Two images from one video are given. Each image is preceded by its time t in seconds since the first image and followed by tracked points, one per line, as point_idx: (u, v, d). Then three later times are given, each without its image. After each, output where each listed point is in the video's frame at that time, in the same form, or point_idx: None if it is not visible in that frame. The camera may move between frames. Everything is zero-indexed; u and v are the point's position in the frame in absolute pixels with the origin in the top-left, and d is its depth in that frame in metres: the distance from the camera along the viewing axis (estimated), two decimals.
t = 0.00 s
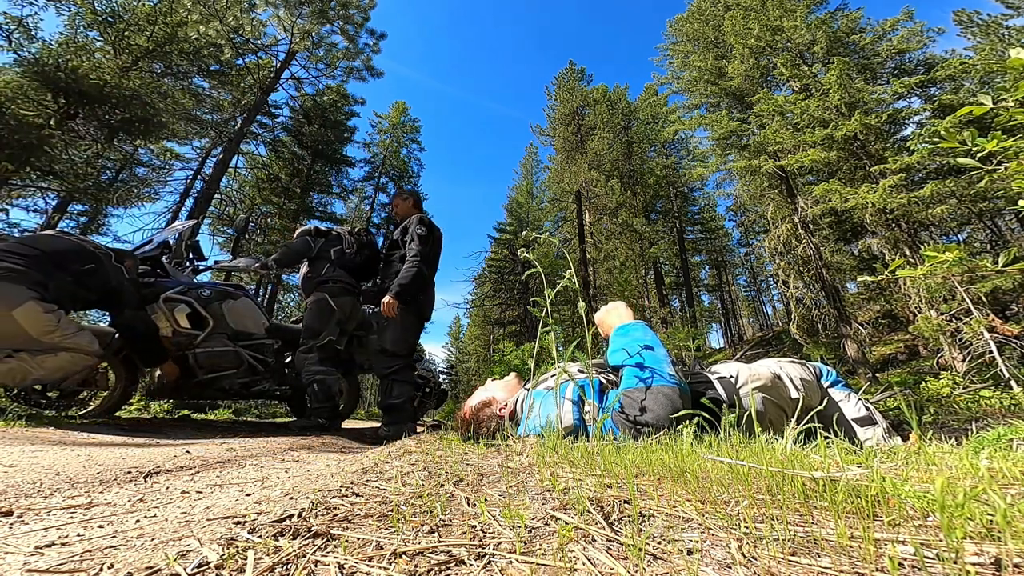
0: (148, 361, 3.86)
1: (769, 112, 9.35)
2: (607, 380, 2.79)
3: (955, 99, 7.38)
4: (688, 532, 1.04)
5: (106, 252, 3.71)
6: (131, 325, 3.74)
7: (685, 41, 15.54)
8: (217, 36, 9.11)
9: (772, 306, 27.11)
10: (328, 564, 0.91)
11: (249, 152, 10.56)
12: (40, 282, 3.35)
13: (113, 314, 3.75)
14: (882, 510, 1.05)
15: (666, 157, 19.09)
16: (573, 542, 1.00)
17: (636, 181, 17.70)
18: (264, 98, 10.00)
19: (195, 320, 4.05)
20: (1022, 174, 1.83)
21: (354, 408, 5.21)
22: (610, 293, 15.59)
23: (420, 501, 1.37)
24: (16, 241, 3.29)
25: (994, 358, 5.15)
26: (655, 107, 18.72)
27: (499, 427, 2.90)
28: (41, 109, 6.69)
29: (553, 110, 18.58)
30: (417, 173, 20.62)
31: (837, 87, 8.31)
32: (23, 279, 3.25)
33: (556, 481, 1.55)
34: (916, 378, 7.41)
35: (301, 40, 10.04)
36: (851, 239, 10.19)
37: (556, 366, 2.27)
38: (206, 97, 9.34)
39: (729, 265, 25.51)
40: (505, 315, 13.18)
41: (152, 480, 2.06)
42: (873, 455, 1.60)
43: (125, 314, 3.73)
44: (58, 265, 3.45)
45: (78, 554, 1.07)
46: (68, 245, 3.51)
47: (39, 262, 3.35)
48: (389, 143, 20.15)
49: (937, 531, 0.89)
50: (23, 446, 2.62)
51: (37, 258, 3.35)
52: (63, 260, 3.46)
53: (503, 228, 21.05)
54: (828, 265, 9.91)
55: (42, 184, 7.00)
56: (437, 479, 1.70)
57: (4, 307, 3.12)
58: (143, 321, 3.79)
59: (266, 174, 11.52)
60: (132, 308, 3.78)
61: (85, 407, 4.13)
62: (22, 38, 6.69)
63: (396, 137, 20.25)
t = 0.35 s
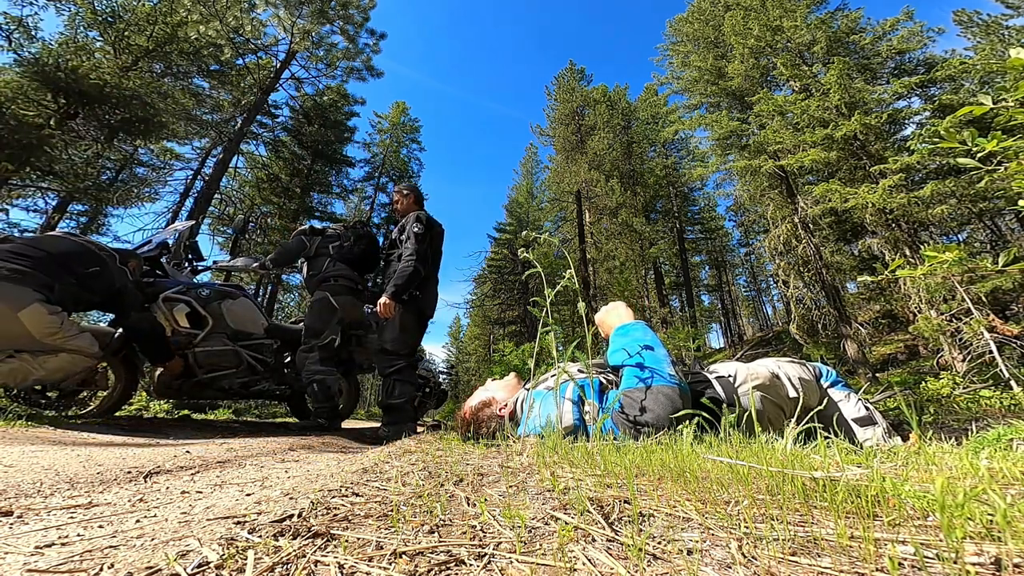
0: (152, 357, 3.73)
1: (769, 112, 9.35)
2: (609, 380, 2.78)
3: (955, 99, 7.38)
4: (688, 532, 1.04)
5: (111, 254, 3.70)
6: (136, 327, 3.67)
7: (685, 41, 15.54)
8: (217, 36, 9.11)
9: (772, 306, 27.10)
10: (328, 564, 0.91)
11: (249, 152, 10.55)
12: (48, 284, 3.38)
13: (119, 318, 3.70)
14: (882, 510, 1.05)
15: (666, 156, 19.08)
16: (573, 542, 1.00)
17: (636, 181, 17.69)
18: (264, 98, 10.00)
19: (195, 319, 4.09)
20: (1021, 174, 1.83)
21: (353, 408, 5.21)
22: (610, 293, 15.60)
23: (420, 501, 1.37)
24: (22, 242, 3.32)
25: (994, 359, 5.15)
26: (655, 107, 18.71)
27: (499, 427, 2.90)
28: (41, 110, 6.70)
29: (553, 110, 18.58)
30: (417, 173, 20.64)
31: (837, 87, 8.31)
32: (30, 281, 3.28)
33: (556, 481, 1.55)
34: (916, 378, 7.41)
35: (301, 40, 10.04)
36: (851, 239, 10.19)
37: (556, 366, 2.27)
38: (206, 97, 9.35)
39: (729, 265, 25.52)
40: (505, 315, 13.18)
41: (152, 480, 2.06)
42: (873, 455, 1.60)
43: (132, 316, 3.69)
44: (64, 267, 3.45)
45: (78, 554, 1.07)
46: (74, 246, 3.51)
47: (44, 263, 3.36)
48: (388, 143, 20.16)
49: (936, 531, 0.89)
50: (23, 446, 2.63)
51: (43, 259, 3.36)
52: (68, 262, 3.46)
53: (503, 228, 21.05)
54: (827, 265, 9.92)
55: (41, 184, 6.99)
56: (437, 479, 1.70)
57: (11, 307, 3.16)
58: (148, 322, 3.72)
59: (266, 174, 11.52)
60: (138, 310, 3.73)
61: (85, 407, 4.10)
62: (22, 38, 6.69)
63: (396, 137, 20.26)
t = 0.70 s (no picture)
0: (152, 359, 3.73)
1: (769, 112, 9.37)
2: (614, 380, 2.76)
3: (955, 99, 7.37)
4: (688, 532, 1.04)
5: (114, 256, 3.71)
6: (136, 330, 3.66)
7: (685, 41, 15.53)
8: (217, 36, 9.12)
9: (772, 306, 27.11)
10: (328, 565, 0.91)
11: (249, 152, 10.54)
12: (49, 286, 3.38)
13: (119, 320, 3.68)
14: (882, 510, 1.05)
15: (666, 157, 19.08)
16: (573, 542, 1.00)
17: (636, 181, 17.67)
18: (264, 98, 9.99)
19: (194, 319, 4.08)
20: (1022, 174, 1.83)
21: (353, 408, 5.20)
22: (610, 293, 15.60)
23: (420, 501, 1.37)
24: (25, 244, 3.35)
25: (994, 359, 5.15)
26: (655, 107, 18.70)
27: (499, 427, 2.90)
28: (41, 110, 6.70)
29: (553, 110, 18.58)
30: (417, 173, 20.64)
31: (837, 86, 8.31)
32: (31, 282, 3.29)
33: (556, 481, 1.55)
34: (916, 378, 7.41)
35: (301, 40, 10.04)
36: (851, 240, 10.19)
37: (556, 366, 2.27)
38: (206, 97, 9.36)
39: (729, 265, 25.52)
40: (505, 315, 13.18)
41: (151, 480, 2.06)
42: (873, 455, 1.60)
43: (132, 319, 3.67)
44: (65, 269, 3.47)
45: (78, 554, 1.06)
46: (76, 248, 3.52)
47: (46, 265, 3.38)
48: (388, 143, 20.15)
49: (937, 531, 0.89)
50: (23, 446, 2.62)
51: (45, 261, 3.38)
52: (70, 265, 3.48)
53: (503, 228, 21.05)
54: (827, 265, 9.92)
55: (41, 184, 6.98)
56: (437, 479, 1.70)
57: (10, 310, 3.14)
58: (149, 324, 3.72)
59: (266, 174, 11.53)
60: (138, 313, 3.71)
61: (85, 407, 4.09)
62: (22, 38, 6.69)
63: (396, 137, 20.26)
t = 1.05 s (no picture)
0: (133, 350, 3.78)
1: (770, 112, 9.37)
2: (620, 385, 2.74)
3: (955, 99, 7.35)
4: (688, 532, 1.04)
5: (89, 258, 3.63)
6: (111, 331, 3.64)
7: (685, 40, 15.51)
8: (217, 36, 9.12)
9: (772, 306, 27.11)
10: (328, 564, 0.91)
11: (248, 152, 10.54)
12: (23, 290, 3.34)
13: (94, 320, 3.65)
14: (882, 509, 1.05)
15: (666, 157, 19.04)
16: (573, 542, 1.00)
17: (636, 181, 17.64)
18: (264, 98, 10.00)
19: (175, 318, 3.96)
20: (1022, 174, 1.82)
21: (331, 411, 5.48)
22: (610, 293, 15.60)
23: (420, 501, 1.37)
24: None
25: (994, 359, 5.15)
26: (655, 107, 18.62)
27: (499, 427, 2.90)
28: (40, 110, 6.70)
29: (553, 110, 18.57)
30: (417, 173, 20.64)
31: (837, 86, 8.29)
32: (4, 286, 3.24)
33: (556, 481, 1.55)
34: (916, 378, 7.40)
35: (301, 40, 10.05)
36: (851, 240, 10.21)
37: (557, 365, 2.27)
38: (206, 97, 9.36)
39: (729, 265, 25.52)
40: (505, 315, 13.19)
41: (151, 480, 2.06)
42: (873, 455, 1.59)
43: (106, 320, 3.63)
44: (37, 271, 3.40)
45: (78, 554, 1.06)
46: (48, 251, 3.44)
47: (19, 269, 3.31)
48: (388, 143, 20.15)
49: (937, 531, 0.89)
50: (23, 446, 2.62)
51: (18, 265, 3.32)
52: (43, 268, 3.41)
53: (503, 228, 21.06)
54: (828, 265, 9.91)
55: (41, 184, 6.97)
56: (436, 479, 1.70)
57: None
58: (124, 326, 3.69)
59: (266, 175, 11.54)
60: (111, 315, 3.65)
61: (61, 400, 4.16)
62: (22, 38, 6.69)
63: (396, 137, 20.25)
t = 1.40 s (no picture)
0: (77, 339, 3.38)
1: (770, 112, 9.41)
2: (620, 385, 2.76)
3: (955, 99, 7.34)
4: (689, 532, 1.03)
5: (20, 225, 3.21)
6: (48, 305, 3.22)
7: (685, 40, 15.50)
8: (217, 36, 9.12)
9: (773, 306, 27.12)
10: (328, 564, 0.91)
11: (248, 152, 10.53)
12: None
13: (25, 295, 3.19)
14: (882, 509, 1.05)
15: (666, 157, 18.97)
16: (573, 542, 1.00)
17: (636, 181, 17.64)
18: (264, 98, 10.00)
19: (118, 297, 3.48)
20: (1022, 174, 1.82)
21: (311, 400, 5.41)
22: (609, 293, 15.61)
23: (420, 501, 1.37)
24: None
25: (994, 359, 5.14)
26: (655, 107, 18.35)
27: (498, 426, 2.90)
28: (41, 109, 6.70)
29: (553, 110, 18.57)
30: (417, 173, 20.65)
31: (837, 86, 8.29)
32: None
33: (556, 481, 1.55)
34: (917, 378, 7.40)
35: (301, 40, 10.05)
36: (852, 240, 10.11)
37: (557, 364, 2.27)
38: (206, 97, 9.35)
39: (729, 264, 25.53)
40: (505, 315, 13.19)
41: (152, 480, 2.06)
42: (873, 455, 1.59)
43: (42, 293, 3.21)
44: None
45: (78, 554, 1.06)
46: None
47: None
48: (388, 143, 20.15)
49: (937, 531, 0.89)
50: (23, 446, 2.62)
51: None
52: None
53: (503, 229, 21.06)
54: (827, 265, 9.92)
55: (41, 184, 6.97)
56: (436, 479, 1.70)
57: None
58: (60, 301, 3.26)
59: (266, 174, 11.53)
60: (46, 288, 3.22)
61: None
62: (22, 38, 6.68)
63: (396, 137, 20.25)
